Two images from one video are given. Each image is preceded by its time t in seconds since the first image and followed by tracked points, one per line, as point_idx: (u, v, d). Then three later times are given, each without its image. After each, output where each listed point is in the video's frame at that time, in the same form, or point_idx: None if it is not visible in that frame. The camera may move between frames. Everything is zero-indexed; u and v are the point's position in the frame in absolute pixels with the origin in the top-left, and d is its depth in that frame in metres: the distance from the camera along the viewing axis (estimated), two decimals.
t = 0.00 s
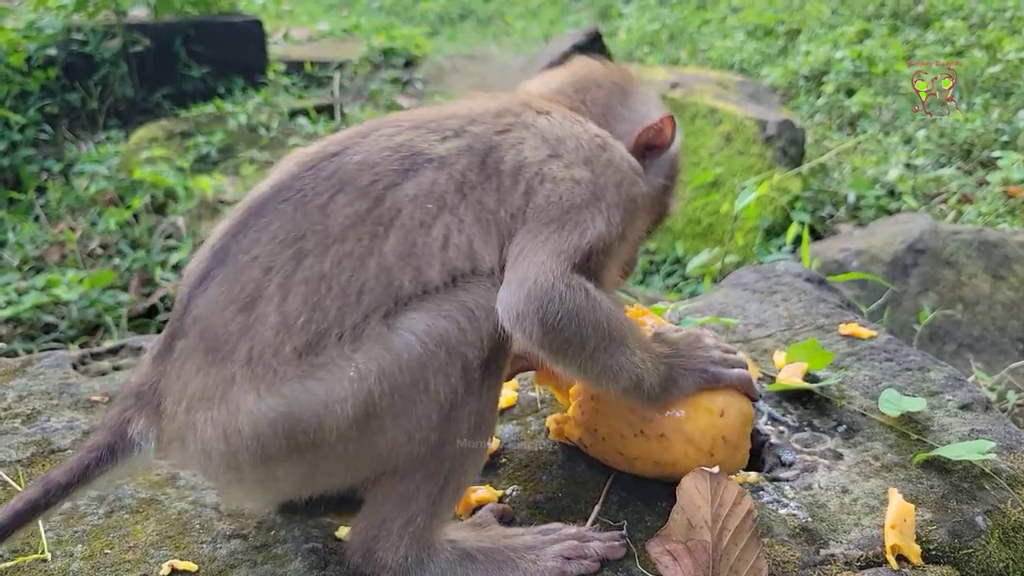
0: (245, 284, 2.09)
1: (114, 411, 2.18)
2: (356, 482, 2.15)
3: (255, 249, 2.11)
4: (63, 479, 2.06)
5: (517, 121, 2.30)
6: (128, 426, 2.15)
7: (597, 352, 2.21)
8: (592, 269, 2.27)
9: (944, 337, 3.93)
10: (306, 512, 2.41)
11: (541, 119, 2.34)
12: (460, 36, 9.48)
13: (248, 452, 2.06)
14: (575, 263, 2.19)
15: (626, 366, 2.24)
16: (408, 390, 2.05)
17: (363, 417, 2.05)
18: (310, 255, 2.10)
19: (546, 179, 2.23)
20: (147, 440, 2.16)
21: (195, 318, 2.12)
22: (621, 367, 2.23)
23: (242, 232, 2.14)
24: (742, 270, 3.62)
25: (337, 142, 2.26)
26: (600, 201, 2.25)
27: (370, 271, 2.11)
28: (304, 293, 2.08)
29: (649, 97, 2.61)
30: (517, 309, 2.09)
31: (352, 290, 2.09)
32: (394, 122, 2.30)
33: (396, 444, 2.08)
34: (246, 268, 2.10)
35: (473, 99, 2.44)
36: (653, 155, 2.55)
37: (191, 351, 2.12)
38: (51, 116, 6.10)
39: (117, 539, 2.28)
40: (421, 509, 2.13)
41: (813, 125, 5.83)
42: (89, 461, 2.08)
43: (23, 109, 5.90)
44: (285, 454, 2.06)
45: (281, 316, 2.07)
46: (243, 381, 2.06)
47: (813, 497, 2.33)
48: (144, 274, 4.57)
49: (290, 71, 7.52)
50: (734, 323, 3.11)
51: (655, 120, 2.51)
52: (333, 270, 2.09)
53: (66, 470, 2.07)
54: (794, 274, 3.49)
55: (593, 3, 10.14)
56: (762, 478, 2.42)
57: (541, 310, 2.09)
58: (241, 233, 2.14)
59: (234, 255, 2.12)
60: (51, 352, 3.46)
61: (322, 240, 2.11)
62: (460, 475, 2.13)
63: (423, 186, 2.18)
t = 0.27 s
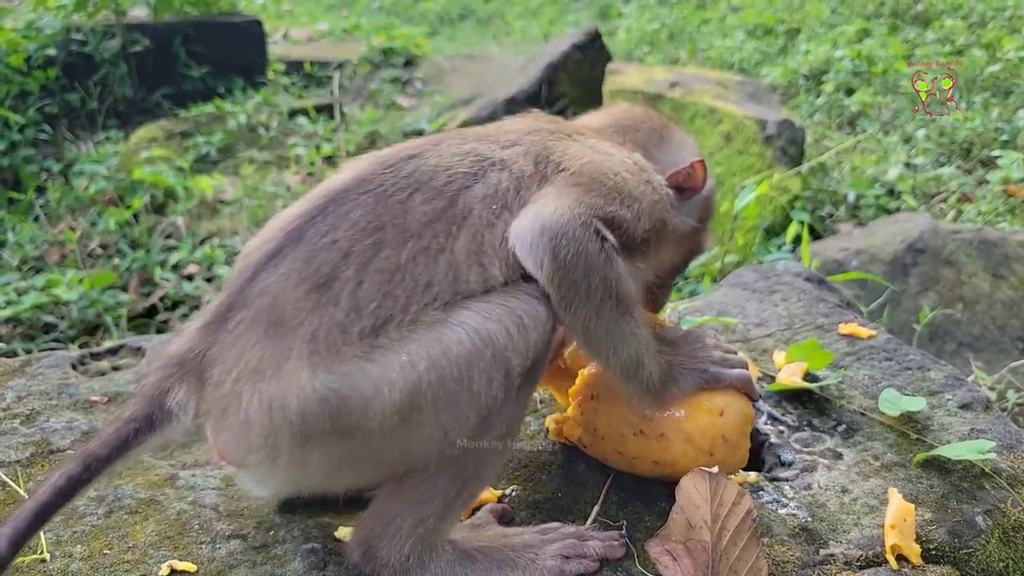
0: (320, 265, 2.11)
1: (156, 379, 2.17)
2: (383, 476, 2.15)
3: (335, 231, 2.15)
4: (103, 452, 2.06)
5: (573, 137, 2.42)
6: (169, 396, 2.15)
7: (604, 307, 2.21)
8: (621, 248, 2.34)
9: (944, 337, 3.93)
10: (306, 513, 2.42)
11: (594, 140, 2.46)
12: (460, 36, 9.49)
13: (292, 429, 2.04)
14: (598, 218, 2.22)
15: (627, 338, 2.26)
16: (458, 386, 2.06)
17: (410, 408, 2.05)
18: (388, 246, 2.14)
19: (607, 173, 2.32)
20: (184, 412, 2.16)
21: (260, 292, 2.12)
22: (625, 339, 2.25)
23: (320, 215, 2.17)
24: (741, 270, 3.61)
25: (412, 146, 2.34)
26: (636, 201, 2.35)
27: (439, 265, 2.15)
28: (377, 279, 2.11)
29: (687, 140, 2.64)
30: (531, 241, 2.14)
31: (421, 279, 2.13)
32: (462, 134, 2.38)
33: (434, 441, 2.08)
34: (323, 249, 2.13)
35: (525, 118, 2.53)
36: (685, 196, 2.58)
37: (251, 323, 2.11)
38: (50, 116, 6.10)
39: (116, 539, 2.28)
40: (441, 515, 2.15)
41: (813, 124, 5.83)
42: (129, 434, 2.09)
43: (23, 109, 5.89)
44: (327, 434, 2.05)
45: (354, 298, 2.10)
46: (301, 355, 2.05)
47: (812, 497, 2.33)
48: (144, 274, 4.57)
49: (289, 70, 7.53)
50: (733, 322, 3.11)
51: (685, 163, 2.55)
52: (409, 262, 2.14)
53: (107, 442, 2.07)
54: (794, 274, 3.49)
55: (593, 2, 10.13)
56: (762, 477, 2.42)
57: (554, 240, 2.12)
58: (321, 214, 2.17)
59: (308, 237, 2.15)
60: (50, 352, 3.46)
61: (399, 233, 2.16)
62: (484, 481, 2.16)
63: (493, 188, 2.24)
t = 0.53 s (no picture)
0: (413, 227, 2.14)
1: (229, 320, 2.10)
2: (425, 456, 2.14)
3: (426, 194, 2.19)
4: (180, 391, 1.98)
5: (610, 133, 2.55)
6: (241, 338, 2.07)
7: (624, 270, 2.26)
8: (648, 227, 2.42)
9: (944, 336, 3.92)
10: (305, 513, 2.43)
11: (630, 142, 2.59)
12: (459, 36, 9.49)
13: (369, 392, 2.03)
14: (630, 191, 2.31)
15: (642, 313, 2.30)
16: (523, 377, 2.10)
17: (476, 394, 2.07)
18: (471, 213, 2.20)
19: (642, 155, 2.48)
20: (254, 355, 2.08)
21: (350, 245, 2.11)
22: (640, 314, 2.29)
23: (406, 178, 2.22)
24: (741, 270, 3.62)
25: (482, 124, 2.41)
26: (667, 194, 2.48)
27: (512, 242, 2.20)
28: (463, 249, 2.15)
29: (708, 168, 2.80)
30: (564, 193, 2.20)
31: (499, 253, 2.19)
32: (519, 121, 2.47)
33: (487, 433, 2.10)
34: (414, 212, 2.16)
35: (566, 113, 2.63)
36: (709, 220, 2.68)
37: (340, 277, 2.09)
38: (50, 116, 6.09)
39: (116, 539, 2.28)
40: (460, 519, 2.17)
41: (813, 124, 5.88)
42: (206, 375, 2.01)
43: (22, 109, 5.88)
44: (398, 404, 2.05)
45: (443, 266, 2.13)
46: (394, 318, 2.06)
47: (812, 496, 2.33)
48: (144, 274, 4.57)
49: (289, 70, 7.53)
50: (733, 322, 3.11)
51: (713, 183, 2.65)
52: (489, 233, 2.19)
53: (183, 380, 1.99)
54: (793, 273, 3.49)
55: (592, 1, 10.13)
56: (762, 477, 2.42)
57: (588, 191, 2.19)
58: (412, 178, 2.21)
59: (397, 198, 2.18)
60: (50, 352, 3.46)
61: (480, 203, 2.21)
62: (506, 483, 2.17)
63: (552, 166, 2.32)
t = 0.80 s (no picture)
0: (396, 230, 2.13)
1: (209, 324, 2.10)
2: (412, 458, 2.15)
3: (411, 198, 2.19)
4: (157, 399, 1.98)
5: (610, 132, 2.55)
6: (221, 342, 2.07)
7: (628, 274, 2.26)
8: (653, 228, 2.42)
9: (944, 335, 3.91)
10: (305, 513, 2.43)
11: (631, 138, 2.60)
12: (459, 35, 9.49)
13: (349, 396, 2.02)
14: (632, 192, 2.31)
15: (644, 318, 2.31)
16: (507, 381, 2.09)
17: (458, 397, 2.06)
18: (458, 215, 2.19)
19: (642, 153, 2.49)
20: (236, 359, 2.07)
21: (332, 249, 2.12)
22: (642, 319, 2.29)
23: (393, 183, 2.22)
24: (741, 269, 3.62)
25: (478, 126, 2.41)
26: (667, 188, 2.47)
27: (505, 245, 2.19)
28: (450, 253, 2.14)
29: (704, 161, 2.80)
30: (569, 196, 2.20)
31: (489, 257, 2.17)
32: (517, 123, 2.47)
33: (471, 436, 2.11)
34: (399, 215, 2.15)
35: (568, 114, 2.62)
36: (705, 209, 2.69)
37: (323, 282, 2.09)
38: (50, 116, 6.09)
39: (115, 539, 2.28)
40: (452, 520, 2.17)
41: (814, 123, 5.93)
42: (183, 381, 2.01)
43: (22, 108, 5.88)
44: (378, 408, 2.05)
45: (427, 268, 2.12)
46: (374, 322, 2.05)
47: (811, 496, 2.33)
48: (144, 274, 4.57)
49: (289, 69, 7.54)
50: (733, 321, 3.11)
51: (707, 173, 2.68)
52: (479, 236, 2.17)
53: (163, 385, 1.99)
54: (793, 273, 3.49)
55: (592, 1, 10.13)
56: (762, 477, 2.43)
57: (592, 194, 2.19)
58: (399, 182, 2.22)
59: (384, 201, 2.18)
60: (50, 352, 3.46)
61: (470, 207, 2.20)
62: (497, 485, 2.17)
63: (548, 168, 2.31)
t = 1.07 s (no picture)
0: (375, 261, 2.14)
1: (196, 368, 2.13)
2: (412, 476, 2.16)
3: (391, 223, 2.18)
4: (148, 446, 2.04)
5: (601, 119, 2.52)
6: (210, 386, 2.11)
7: (636, 282, 2.26)
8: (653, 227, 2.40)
9: (945, 335, 3.91)
10: (306, 512, 2.43)
11: (622, 121, 2.56)
12: (460, 35, 9.49)
13: (338, 429, 2.04)
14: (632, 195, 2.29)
15: (655, 322, 2.32)
16: (499, 395, 2.10)
17: (449, 417, 2.08)
18: (441, 238, 2.18)
19: (639, 147, 2.42)
20: (226, 400, 2.12)
21: (311, 283, 2.13)
22: (651, 325, 2.30)
23: (371, 208, 2.21)
24: (741, 269, 3.63)
25: (456, 136, 2.38)
26: (665, 180, 2.42)
27: (491, 262, 2.19)
28: (433, 276, 2.15)
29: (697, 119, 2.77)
30: (575, 209, 2.18)
31: (474, 277, 2.17)
32: (499, 125, 2.44)
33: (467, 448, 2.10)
34: (378, 243, 2.15)
35: (558, 109, 2.56)
36: (698, 168, 2.64)
37: (304, 317, 2.10)
38: (51, 115, 6.10)
39: (116, 538, 2.28)
40: (453, 522, 2.17)
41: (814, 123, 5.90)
42: (172, 427, 2.06)
43: (23, 108, 5.89)
44: (369, 437, 2.06)
45: (408, 297, 2.13)
46: (357, 355, 2.06)
47: (813, 495, 2.33)
48: (144, 274, 4.57)
49: (290, 69, 7.54)
50: (733, 321, 3.12)
51: (696, 128, 2.61)
52: (462, 257, 2.17)
53: (151, 435, 2.04)
54: (793, 273, 3.49)
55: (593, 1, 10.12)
56: (763, 476, 2.43)
57: (599, 208, 2.17)
58: (377, 207, 2.20)
59: (361, 230, 2.17)
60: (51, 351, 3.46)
61: (452, 227, 2.19)
62: (497, 484, 2.16)
63: (534, 177, 2.28)
